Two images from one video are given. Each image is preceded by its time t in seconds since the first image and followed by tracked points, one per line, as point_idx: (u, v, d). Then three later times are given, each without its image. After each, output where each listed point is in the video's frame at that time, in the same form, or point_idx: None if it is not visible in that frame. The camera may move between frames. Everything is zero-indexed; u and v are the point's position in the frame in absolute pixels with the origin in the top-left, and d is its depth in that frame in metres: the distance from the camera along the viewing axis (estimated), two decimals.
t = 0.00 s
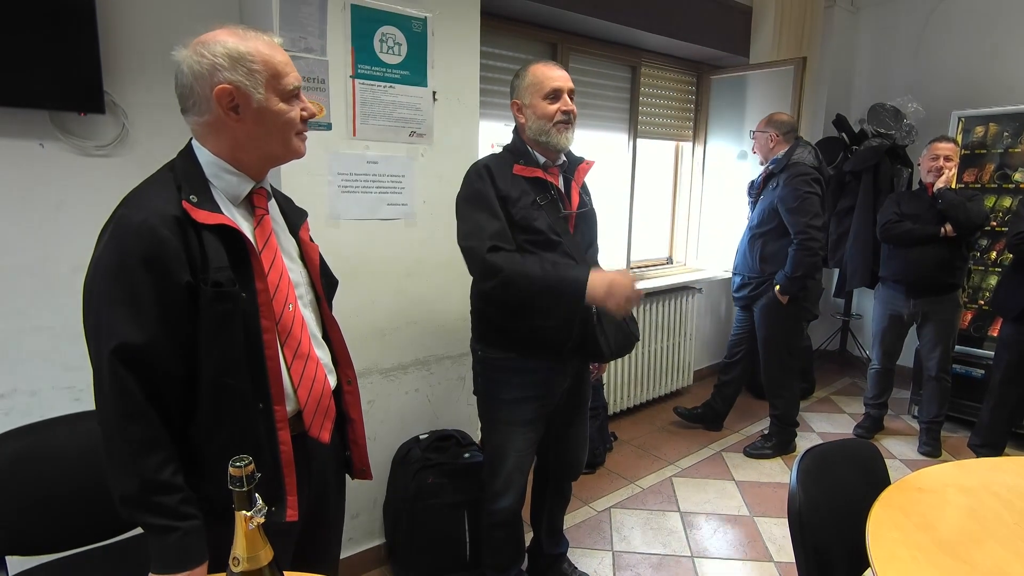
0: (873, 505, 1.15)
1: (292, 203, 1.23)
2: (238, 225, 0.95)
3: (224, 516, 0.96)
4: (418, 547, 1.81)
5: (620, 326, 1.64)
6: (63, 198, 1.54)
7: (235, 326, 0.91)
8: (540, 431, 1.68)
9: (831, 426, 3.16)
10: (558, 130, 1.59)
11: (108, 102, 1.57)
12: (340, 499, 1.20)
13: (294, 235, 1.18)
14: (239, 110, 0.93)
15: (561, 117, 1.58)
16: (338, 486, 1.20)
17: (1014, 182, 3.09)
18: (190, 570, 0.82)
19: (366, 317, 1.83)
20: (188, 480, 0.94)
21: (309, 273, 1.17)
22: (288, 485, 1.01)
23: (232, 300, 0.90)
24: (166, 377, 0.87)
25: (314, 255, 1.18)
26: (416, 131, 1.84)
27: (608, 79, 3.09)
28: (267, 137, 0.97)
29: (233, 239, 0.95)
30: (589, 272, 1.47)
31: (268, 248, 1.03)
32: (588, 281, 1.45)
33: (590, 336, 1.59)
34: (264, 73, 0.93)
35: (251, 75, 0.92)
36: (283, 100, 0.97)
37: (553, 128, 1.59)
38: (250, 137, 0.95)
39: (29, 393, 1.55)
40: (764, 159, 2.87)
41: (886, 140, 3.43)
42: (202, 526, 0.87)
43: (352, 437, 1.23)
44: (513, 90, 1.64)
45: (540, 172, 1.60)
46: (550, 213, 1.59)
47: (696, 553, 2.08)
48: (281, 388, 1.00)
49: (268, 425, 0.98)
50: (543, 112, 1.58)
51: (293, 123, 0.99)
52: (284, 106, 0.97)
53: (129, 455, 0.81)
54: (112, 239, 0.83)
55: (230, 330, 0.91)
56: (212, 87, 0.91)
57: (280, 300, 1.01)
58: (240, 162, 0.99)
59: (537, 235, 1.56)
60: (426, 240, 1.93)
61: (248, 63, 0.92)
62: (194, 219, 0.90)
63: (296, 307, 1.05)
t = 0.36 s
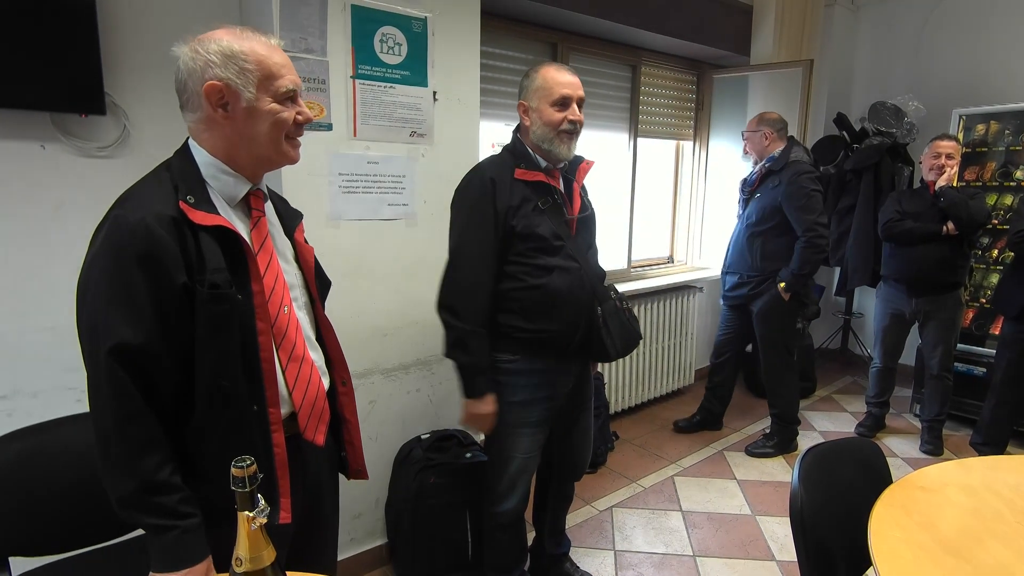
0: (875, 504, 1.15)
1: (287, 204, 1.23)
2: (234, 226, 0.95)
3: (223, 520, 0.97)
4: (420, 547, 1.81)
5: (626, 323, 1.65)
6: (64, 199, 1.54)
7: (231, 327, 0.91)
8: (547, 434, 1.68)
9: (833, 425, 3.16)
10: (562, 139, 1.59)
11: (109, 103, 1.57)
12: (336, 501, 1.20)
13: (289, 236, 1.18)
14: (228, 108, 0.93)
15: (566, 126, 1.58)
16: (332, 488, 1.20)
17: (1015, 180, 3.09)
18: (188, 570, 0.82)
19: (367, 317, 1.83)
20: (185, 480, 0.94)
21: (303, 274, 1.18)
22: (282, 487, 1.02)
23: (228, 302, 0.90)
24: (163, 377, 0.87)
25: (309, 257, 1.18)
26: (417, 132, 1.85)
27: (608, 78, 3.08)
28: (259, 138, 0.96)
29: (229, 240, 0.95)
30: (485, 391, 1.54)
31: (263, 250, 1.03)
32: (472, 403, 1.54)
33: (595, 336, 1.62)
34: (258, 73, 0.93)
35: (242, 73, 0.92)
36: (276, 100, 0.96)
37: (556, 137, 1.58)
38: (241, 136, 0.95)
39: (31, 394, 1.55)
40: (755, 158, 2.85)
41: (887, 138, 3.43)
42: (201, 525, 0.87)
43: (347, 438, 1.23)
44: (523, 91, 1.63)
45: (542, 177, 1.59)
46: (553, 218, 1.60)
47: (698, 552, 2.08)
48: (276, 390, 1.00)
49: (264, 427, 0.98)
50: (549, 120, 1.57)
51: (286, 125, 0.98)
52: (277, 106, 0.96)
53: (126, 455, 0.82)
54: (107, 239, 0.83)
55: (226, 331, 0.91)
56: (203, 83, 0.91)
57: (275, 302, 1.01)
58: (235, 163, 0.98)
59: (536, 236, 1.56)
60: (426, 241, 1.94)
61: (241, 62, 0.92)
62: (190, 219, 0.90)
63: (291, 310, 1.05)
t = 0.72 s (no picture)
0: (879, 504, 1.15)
1: (286, 205, 1.23)
2: (235, 226, 0.95)
3: (230, 520, 0.96)
4: (422, 546, 1.81)
5: (631, 326, 1.66)
6: (67, 200, 1.54)
7: (234, 328, 0.92)
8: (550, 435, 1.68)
9: (835, 424, 3.15)
10: (569, 150, 1.59)
11: (111, 104, 1.58)
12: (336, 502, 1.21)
13: (288, 238, 1.18)
14: (232, 108, 0.93)
15: (574, 138, 1.58)
16: (332, 488, 1.20)
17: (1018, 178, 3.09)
18: (199, 572, 0.83)
19: (369, 317, 1.83)
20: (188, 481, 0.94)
21: (302, 276, 1.18)
22: (282, 489, 1.02)
23: (232, 302, 0.91)
24: (167, 378, 0.87)
25: (308, 259, 1.18)
26: (418, 132, 1.85)
27: (610, 77, 3.08)
28: (264, 139, 0.96)
29: (230, 241, 0.96)
30: (467, 384, 1.56)
31: (264, 251, 1.03)
32: (455, 395, 1.56)
33: (599, 335, 1.62)
34: (265, 75, 0.93)
35: (250, 75, 0.92)
36: (283, 103, 0.96)
37: (563, 147, 1.59)
38: (244, 138, 0.95)
39: (35, 395, 1.55)
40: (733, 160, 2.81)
41: (890, 137, 3.42)
42: (211, 529, 0.88)
43: (346, 440, 1.23)
44: (533, 97, 1.63)
45: (545, 178, 1.59)
46: (555, 220, 1.60)
47: (701, 552, 2.08)
48: (277, 392, 1.00)
49: (265, 427, 0.99)
50: (557, 131, 1.57)
51: (291, 128, 0.98)
52: (283, 108, 0.96)
53: (134, 458, 0.82)
54: (109, 239, 0.83)
55: (230, 331, 0.91)
56: (209, 82, 0.91)
57: (275, 303, 1.01)
58: (237, 163, 0.98)
59: (537, 236, 1.57)
60: (428, 241, 1.94)
61: (249, 63, 0.92)
62: (192, 219, 0.90)
63: (290, 312, 1.05)
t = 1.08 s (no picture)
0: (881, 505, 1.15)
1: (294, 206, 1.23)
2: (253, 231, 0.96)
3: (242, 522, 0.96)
4: (426, 547, 1.82)
5: (630, 331, 1.63)
6: (72, 202, 1.55)
7: (254, 332, 0.92)
8: (547, 429, 1.68)
9: (839, 424, 3.15)
10: (590, 148, 1.59)
11: (116, 108, 1.59)
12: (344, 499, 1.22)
13: (297, 239, 1.19)
14: (256, 116, 0.93)
15: (593, 134, 1.57)
16: (342, 487, 1.20)
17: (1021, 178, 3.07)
18: None
19: (372, 318, 1.84)
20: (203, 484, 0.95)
21: (313, 277, 1.19)
22: (299, 488, 1.03)
23: (252, 307, 0.91)
24: (188, 383, 0.87)
25: (318, 260, 1.19)
26: (421, 134, 1.85)
27: (612, 78, 3.09)
28: (282, 144, 0.97)
29: (248, 245, 0.96)
30: (506, 362, 1.54)
31: (279, 254, 1.04)
32: (500, 371, 1.53)
33: (597, 336, 1.62)
34: (289, 84, 0.94)
35: (274, 83, 0.93)
36: (303, 111, 0.98)
37: (585, 146, 1.58)
38: (263, 144, 0.96)
39: (40, 397, 1.56)
40: (727, 163, 2.89)
41: (893, 137, 3.42)
42: (226, 535, 0.88)
43: (354, 439, 1.23)
44: (543, 101, 1.61)
45: (557, 173, 1.60)
46: (563, 216, 1.60)
47: (705, 553, 2.08)
48: (294, 393, 1.00)
49: (283, 429, 0.99)
50: (575, 130, 1.56)
51: (307, 135, 1.00)
52: (303, 116, 0.98)
53: (154, 464, 0.82)
54: (133, 243, 0.83)
55: (249, 336, 0.92)
56: (234, 91, 0.91)
57: (290, 305, 1.02)
58: (253, 168, 0.99)
59: (544, 232, 1.57)
60: (430, 242, 1.94)
61: (274, 72, 0.93)
62: (212, 224, 0.91)
63: (303, 314, 1.06)
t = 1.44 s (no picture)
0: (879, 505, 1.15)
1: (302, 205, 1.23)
2: (258, 228, 0.96)
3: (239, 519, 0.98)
4: (424, 547, 1.81)
5: (632, 335, 1.64)
6: (71, 201, 1.56)
7: (258, 329, 0.93)
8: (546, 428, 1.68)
9: (837, 425, 3.15)
10: (603, 154, 1.61)
11: (115, 108, 1.59)
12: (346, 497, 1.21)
13: (304, 238, 1.19)
14: (267, 121, 0.94)
15: (608, 142, 1.59)
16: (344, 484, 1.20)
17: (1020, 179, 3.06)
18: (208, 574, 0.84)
19: (371, 318, 1.84)
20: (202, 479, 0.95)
21: (320, 276, 1.20)
22: (302, 484, 1.03)
23: (258, 303, 0.93)
24: (192, 378, 0.88)
25: (325, 260, 1.20)
26: (419, 134, 1.85)
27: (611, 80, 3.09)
28: (294, 147, 0.98)
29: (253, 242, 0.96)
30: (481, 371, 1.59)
31: (285, 252, 1.04)
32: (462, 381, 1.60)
33: (598, 338, 1.62)
34: (298, 88, 0.95)
35: (284, 89, 0.93)
36: (312, 113, 0.98)
37: (598, 152, 1.60)
38: (273, 147, 0.97)
39: (38, 396, 1.56)
40: (732, 169, 2.96)
41: (891, 139, 3.43)
42: (222, 529, 0.88)
43: (357, 437, 1.23)
44: (559, 104, 1.61)
45: (568, 178, 1.59)
46: (571, 222, 1.59)
47: (703, 554, 2.08)
48: (298, 389, 1.01)
49: (287, 426, 1.00)
50: (590, 136, 1.57)
51: (316, 136, 1.01)
52: (312, 118, 0.98)
53: (155, 457, 0.82)
54: (139, 239, 0.83)
55: (253, 332, 0.93)
56: (245, 97, 0.92)
57: (297, 302, 1.02)
58: (262, 170, 0.99)
59: (550, 236, 1.57)
60: (430, 242, 1.94)
61: (283, 77, 0.93)
62: (218, 222, 0.91)
63: (310, 311, 1.06)
